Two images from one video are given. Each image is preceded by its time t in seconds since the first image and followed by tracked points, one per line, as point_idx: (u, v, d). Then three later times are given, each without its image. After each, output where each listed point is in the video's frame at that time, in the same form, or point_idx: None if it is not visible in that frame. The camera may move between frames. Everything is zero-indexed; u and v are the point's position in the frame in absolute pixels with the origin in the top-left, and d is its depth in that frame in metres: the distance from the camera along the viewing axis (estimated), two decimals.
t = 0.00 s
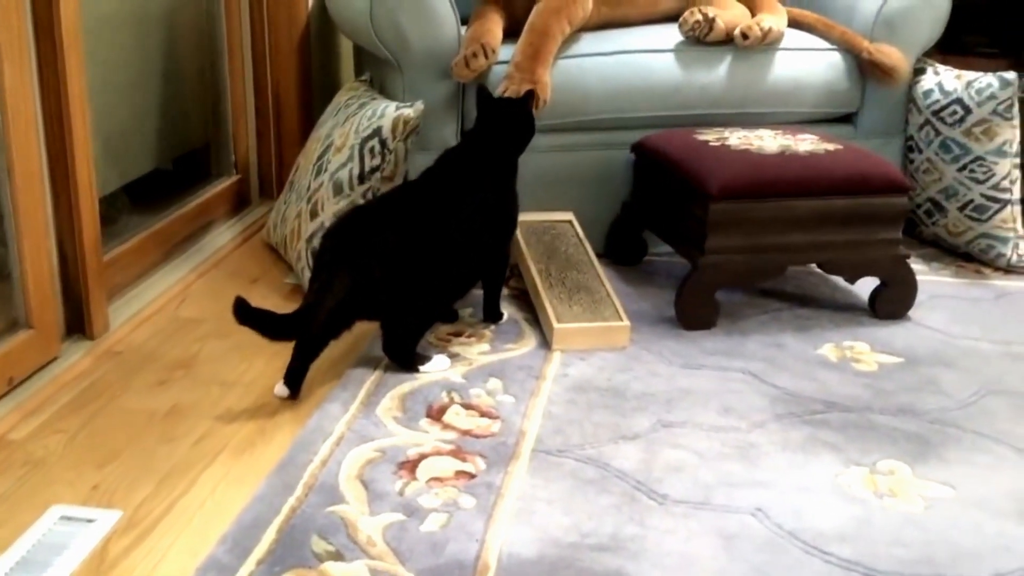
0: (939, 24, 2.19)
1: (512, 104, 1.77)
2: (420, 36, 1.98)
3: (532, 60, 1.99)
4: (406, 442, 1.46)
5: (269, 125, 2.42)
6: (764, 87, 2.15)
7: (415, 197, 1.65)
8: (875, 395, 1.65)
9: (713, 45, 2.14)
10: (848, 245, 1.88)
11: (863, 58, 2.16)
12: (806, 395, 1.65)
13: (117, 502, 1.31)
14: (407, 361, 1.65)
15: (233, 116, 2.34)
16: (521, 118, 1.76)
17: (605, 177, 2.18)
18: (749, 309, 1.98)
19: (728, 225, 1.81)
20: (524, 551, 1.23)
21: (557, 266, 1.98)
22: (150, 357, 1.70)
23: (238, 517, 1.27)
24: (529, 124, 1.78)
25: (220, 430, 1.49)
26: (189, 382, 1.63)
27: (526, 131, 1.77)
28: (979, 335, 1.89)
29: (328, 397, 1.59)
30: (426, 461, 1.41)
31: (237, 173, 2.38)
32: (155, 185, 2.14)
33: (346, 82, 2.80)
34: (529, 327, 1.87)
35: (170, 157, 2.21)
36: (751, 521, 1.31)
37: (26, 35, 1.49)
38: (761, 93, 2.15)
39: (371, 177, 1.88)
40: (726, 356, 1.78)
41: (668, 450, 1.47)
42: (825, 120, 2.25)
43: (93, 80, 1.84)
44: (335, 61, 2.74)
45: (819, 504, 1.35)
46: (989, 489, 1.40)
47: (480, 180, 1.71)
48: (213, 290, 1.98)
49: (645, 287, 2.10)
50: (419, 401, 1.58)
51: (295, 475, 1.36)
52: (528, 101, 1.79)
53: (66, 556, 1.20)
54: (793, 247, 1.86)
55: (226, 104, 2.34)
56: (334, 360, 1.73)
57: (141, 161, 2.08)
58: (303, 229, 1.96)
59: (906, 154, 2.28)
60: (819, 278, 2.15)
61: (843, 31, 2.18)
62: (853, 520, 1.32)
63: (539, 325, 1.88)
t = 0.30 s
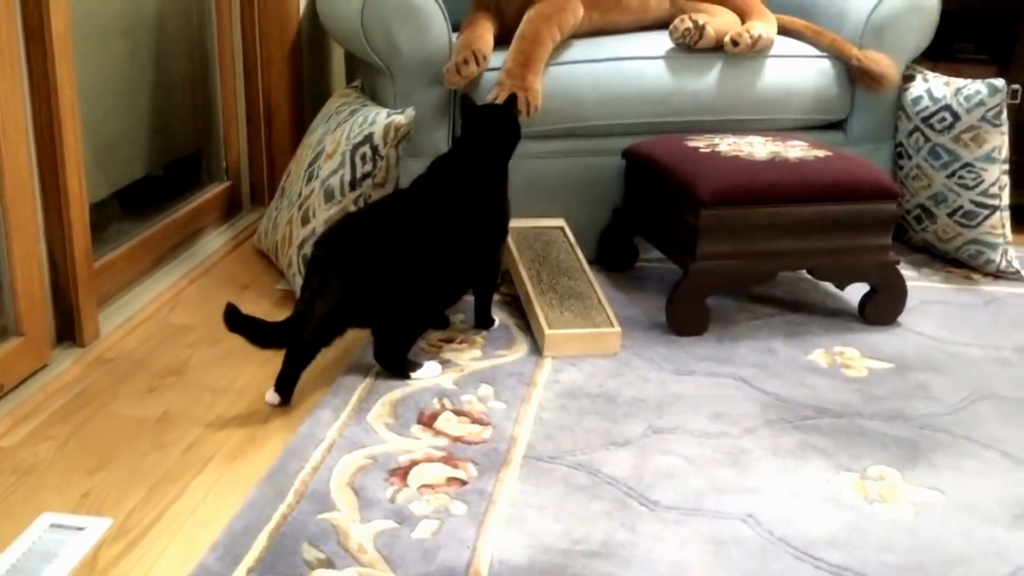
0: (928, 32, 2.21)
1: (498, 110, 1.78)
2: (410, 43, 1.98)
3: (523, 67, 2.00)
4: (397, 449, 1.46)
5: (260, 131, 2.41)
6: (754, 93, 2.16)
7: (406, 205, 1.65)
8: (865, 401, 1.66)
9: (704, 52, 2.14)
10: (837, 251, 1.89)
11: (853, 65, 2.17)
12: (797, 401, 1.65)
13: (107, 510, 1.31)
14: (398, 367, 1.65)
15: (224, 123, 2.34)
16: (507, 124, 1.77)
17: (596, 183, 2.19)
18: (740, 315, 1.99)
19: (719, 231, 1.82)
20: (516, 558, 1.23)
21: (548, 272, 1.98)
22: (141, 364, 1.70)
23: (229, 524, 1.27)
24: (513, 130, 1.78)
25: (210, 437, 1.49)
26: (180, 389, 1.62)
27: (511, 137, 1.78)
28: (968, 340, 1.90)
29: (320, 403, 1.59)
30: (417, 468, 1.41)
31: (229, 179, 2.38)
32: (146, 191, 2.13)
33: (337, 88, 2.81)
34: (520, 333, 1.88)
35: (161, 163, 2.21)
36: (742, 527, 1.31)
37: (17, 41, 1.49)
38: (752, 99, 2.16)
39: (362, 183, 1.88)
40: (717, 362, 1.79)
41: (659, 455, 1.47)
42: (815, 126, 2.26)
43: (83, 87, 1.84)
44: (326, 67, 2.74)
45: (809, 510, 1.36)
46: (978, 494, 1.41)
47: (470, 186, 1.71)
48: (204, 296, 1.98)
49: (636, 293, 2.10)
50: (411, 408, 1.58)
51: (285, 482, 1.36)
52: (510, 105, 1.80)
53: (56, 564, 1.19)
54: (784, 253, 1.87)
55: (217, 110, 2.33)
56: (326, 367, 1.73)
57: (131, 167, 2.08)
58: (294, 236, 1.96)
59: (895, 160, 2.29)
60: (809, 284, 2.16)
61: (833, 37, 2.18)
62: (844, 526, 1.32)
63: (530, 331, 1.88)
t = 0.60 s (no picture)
0: (922, 36, 2.22)
1: (491, 114, 1.77)
2: (406, 47, 1.98)
3: (519, 70, 2.00)
4: (393, 453, 1.46)
5: (256, 134, 2.41)
6: (749, 97, 2.16)
7: (404, 210, 1.65)
8: (861, 404, 1.66)
9: (699, 55, 2.15)
10: (832, 255, 1.89)
11: (848, 68, 2.17)
12: (792, 404, 1.65)
13: (103, 514, 1.30)
14: (394, 370, 1.65)
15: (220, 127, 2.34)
16: (499, 127, 1.77)
17: (592, 187, 2.19)
18: (736, 318, 1.99)
19: (714, 234, 1.82)
20: (512, 562, 1.23)
21: (544, 275, 1.99)
22: (136, 368, 1.70)
23: (225, 528, 1.27)
24: (506, 133, 1.78)
25: (206, 441, 1.49)
26: (176, 393, 1.62)
27: (503, 140, 1.77)
28: (963, 343, 1.90)
29: (316, 407, 1.58)
30: (413, 472, 1.41)
31: (224, 182, 2.38)
32: (141, 195, 2.13)
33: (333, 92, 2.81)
34: (517, 337, 1.88)
35: (157, 167, 2.21)
36: (738, 531, 1.31)
37: (12, 43, 1.48)
38: (747, 103, 2.16)
39: (358, 187, 1.88)
40: (713, 365, 1.79)
41: (655, 459, 1.47)
42: (811, 129, 2.27)
43: (79, 90, 1.84)
44: (321, 70, 2.74)
45: (805, 513, 1.36)
46: (974, 497, 1.41)
47: (465, 190, 1.71)
48: (200, 300, 1.98)
49: (632, 296, 2.10)
50: (407, 412, 1.58)
51: (281, 487, 1.36)
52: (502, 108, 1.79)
53: (51, 569, 1.19)
54: (779, 257, 1.87)
55: (213, 113, 2.34)
56: (322, 370, 1.73)
57: (127, 170, 2.08)
58: (290, 239, 1.96)
59: (890, 163, 2.30)
60: (805, 287, 2.16)
61: (828, 41, 2.19)
62: (840, 529, 1.32)
63: (526, 334, 1.89)
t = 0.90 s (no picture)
0: (922, 38, 2.22)
1: (486, 111, 1.77)
2: (405, 49, 1.98)
3: (518, 73, 2.00)
4: (392, 456, 1.46)
5: (255, 137, 2.41)
6: (748, 100, 2.16)
7: (404, 212, 1.65)
8: (860, 407, 1.66)
9: (698, 58, 2.15)
10: (831, 258, 1.89)
11: (847, 71, 2.17)
12: (792, 407, 1.65)
13: (101, 518, 1.30)
14: (393, 373, 1.65)
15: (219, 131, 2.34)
16: (495, 124, 1.77)
17: (590, 190, 2.19)
18: (735, 321, 1.99)
19: (713, 237, 1.82)
20: (511, 565, 1.23)
21: (543, 278, 1.99)
22: (135, 371, 1.69)
23: (224, 532, 1.27)
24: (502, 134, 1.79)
25: (205, 444, 1.49)
26: (174, 397, 1.62)
27: (498, 137, 1.78)
28: (962, 345, 1.90)
29: (315, 411, 1.58)
30: (412, 475, 1.41)
31: (223, 185, 2.38)
32: (141, 198, 2.13)
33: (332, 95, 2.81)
34: (516, 340, 1.88)
35: (156, 170, 2.21)
36: (737, 534, 1.31)
37: (11, 46, 1.48)
38: (746, 106, 2.16)
39: (357, 189, 1.88)
40: (712, 368, 1.79)
41: (654, 462, 1.47)
42: (810, 132, 2.27)
43: (78, 92, 1.84)
44: (321, 73, 2.75)
45: (805, 516, 1.36)
46: (974, 500, 1.41)
47: (463, 192, 1.71)
48: (199, 303, 1.98)
49: (631, 299, 2.10)
50: (406, 414, 1.58)
51: (280, 490, 1.36)
52: (496, 104, 1.79)
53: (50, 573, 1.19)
54: (778, 259, 1.87)
55: (212, 116, 2.34)
56: (321, 374, 1.73)
57: (126, 173, 2.08)
58: (289, 242, 1.96)
59: (889, 166, 2.30)
60: (804, 290, 2.16)
61: (827, 44, 2.19)
62: (839, 532, 1.32)
63: (525, 337, 1.89)
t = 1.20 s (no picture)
0: (921, 42, 2.22)
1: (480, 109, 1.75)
2: (406, 54, 1.99)
3: (518, 78, 2.00)
4: (393, 461, 1.46)
5: (255, 142, 2.42)
6: (748, 104, 2.16)
7: (404, 217, 1.65)
8: (860, 411, 1.66)
9: (698, 63, 2.15)
10: (831, 262, 1.89)
11: (847, 75, 2.17)
12: (792, 411, 1.66)
13: (102, 523, 1.30)
14: (394, 378, 1.65)
15: (220, 137, 2.34)
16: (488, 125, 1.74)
17: (591, 194, 2.20)
18: (735, 325, 1.99)
19: (714, 241, 1.82)
20: (512, 570, 1.23)
21: (544, 282, 1.99)
22: (135, 376, 1.70)
23: (225, 537, 1.27)
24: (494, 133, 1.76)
25: (206, 449, 1.49)
26: (175, 402, 1.62)
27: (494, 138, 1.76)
28: (963, 349, 1.90)
29: (316, 416, 1.59)
30: (413, 480, 1.41)
31: (224, 190, 2.38)
32: (142, 203, 2.13)
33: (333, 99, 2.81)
34: (516, 344, 1.88)
35: (156, 175, 2.21)
36: (738, 538, 1.31)
37: (12, 51, 1.49)
38: (746, 110, 2.17)
39: (358, 195, 1.88)
40: (713, 373, 1.79)
41: (655, 466, 1.47)
42: (810, 136, 2.27)
43: (79, 97, 1.84)
44: (321, 78, 2.75)
45: (806, 520, 1.36)
46: (975, 504, 1.41)
47: (462, 196, 1.70)
48: (200, 308, 1.98)
49: (632, 304, 2.10)
50: (406, 419, 1.58)
51: (281, 495, 1.36)
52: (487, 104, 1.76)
53: None
54: (778, 263, 1.87)
55: (212, 121, 2.34)
56: (322, 379, 1.73)
57: (127, 178, 2.08)
58: (290, 247, 1.96)
59: (889, 170, 2.30)
60: (804, 294, 2.16)
61: (827, 48, 2.20)
62: (841, 537, 1.32)
63: (526, 342, 1.89)
